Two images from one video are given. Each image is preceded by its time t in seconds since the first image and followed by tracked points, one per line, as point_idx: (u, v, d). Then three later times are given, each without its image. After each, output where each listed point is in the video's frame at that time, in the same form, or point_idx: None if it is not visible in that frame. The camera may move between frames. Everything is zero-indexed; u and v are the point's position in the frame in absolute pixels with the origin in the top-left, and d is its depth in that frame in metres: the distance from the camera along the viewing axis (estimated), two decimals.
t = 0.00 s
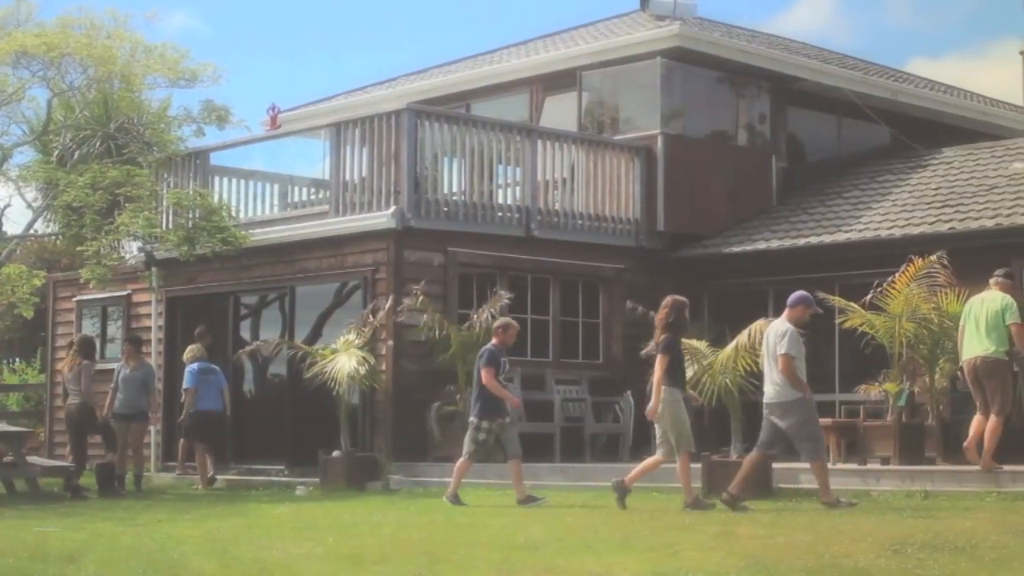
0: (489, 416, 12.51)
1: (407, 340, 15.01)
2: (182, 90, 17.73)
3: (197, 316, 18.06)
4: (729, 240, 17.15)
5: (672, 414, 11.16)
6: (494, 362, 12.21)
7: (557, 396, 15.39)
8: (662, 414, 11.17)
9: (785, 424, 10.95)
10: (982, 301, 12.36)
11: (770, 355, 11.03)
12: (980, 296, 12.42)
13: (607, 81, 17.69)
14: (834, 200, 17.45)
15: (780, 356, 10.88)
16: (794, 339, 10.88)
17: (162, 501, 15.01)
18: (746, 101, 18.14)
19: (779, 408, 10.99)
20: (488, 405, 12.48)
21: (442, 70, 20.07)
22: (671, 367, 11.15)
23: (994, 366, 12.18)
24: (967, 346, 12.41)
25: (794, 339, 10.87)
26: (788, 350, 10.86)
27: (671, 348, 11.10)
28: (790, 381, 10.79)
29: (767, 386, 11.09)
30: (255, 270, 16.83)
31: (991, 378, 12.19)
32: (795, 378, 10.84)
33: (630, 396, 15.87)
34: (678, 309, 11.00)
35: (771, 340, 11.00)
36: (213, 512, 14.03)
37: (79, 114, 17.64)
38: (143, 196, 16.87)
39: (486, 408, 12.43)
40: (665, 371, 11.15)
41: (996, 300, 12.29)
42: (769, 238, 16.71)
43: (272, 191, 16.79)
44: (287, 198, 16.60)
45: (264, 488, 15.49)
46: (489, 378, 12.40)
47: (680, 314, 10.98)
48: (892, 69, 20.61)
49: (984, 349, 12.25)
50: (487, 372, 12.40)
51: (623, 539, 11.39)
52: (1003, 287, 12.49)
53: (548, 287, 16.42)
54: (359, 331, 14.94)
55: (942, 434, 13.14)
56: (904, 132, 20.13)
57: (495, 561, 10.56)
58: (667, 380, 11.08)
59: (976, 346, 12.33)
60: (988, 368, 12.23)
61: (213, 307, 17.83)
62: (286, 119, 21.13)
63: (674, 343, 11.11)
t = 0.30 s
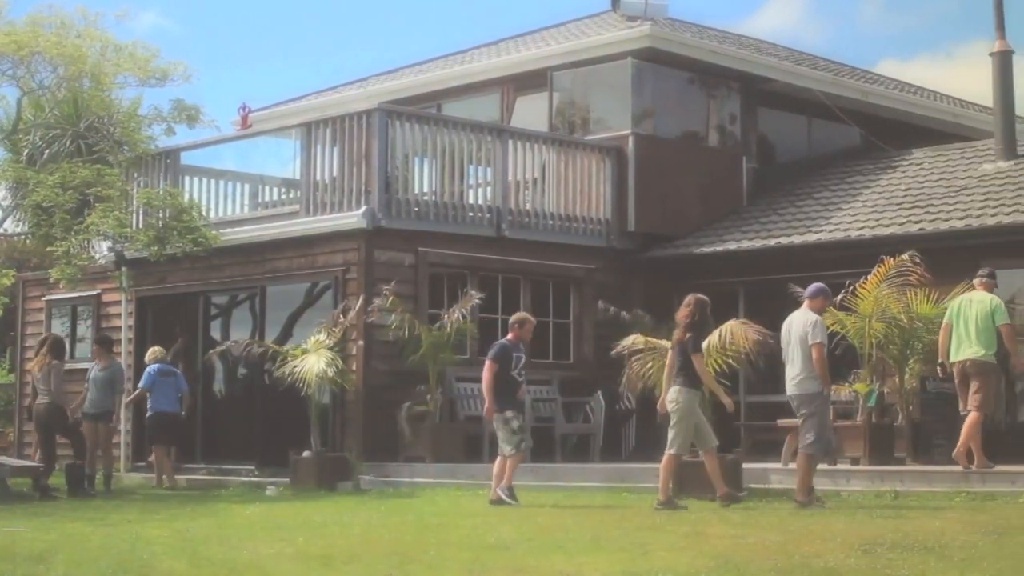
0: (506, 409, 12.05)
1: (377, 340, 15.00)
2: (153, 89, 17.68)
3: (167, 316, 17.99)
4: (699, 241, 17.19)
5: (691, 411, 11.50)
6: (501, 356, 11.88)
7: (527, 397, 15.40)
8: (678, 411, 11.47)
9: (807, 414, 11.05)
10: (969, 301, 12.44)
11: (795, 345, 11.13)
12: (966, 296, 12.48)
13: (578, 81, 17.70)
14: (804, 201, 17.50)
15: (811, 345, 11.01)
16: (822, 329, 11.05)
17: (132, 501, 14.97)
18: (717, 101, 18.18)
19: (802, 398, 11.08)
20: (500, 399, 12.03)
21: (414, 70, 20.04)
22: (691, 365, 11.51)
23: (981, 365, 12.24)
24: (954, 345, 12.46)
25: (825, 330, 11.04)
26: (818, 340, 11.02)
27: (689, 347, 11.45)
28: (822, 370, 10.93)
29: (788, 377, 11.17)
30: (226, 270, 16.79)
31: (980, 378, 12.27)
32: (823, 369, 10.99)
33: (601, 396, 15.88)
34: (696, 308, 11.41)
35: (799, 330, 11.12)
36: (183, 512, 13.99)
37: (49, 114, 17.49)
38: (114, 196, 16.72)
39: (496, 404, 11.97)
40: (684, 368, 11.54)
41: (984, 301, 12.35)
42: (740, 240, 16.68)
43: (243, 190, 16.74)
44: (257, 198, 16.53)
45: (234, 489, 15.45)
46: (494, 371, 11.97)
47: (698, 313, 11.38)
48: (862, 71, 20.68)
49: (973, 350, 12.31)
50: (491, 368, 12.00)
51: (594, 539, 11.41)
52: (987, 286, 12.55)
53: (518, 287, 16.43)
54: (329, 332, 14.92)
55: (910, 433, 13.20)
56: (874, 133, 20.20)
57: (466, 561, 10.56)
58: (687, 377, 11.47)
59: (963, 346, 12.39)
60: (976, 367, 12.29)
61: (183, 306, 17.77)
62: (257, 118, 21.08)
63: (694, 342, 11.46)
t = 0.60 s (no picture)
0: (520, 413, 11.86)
1: (349, 339, 15.00)
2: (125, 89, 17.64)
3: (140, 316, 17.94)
4: (672, 241, 17.23)
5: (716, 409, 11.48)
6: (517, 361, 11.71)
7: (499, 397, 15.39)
8: (702, 409, 11.45)
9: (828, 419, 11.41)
10: (957, 303, 12.55)
11: (814, 350, 11.45)
12: (954, 297, 12.62)
13: (550, 81, 17.72)
14: (776, 201, 17.56)
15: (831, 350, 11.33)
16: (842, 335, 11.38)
17: (103, 501, 14.94)
18: (689, 102, 18.22)
19: (823, 403, 11.43)
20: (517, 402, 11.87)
21: (387, 70, 20.03)
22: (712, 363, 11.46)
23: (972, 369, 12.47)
24: (945, 349, 12.66)
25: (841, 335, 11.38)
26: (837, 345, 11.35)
27: (711, 344, 11.42)
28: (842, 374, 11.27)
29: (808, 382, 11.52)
30: (198, 270, 16.77)
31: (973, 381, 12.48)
32: (841, 373, 11.33)
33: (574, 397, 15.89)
34: (717, 306, 11.40)
35: (818, 336, 11.44)
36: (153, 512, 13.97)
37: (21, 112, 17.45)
38: (85, 195, 16.66)
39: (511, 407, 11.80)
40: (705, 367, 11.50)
41: (971, 304, 12.48)
42: (712, 241, 16.71)
43: (214, 190, 16.70)
44: (229, 197, 16.47)
45: (206, 489, 15.44)
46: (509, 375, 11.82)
47: (720, 311, 11.38)
48: (834, 71, 20.75)
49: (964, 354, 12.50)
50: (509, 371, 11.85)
51: (565, 539, 11.43)
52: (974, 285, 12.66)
53: (491, 288, 16.45)
54: (301, 332, 14.88)
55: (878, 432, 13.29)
56: (846, 133, 20.27)
57: (438, 561, 10.57)
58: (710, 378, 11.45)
59: (953, 350, 12.59)
60: (967, 370, 12.52)
61: (154, 306, 17.73)
62: (229, 118, 21.03)
63: (716, 340, 11.43)
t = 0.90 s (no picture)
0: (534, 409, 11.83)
1: (322, 340, 15.00)
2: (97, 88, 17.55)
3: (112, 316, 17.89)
4: (645, 241, 17.26)
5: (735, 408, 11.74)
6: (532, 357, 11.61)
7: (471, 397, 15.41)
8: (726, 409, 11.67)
9: (845, 410, 11.45)
10: (954, 308, 12.58)
11: (823, 346, 11.51)
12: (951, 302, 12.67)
13: (523, 81, 17.73)
14: (749, 202, 17.62)
15: (840, 341, 11.39)
16: (849, 326, 11.47)
17: (75, 501, 14.91)
18: (662, 103, 18.26)
19: (836, 397, 11.47)
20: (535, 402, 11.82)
21: (359, 70, 20.03)
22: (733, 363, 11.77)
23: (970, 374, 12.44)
24: (943, 353, 12.65)
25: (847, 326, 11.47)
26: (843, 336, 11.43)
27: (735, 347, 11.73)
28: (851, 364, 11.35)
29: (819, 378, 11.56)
30: (170, 269, 16.74)
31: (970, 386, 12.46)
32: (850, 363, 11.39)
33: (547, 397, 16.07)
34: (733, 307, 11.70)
35: (827, 331, 11.51)
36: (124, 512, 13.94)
37: None
38: (57, 195, 16.57)
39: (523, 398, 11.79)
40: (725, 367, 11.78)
41: (970, 309, 12.48)
42: (683, 242, 16.77)
43: (186, 189, 16.67)
44: (201, 197, 16.43)
45: (178, 489, 15.42)
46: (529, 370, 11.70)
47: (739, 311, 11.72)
48: (806, 72, 20.82)
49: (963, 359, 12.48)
50: (531, 366, 11.66)
51: (536, 539, 11.46)
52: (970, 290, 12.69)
53: (463, 288, 16.46)
54: (273, 332, 14.78)
55: (850, 432, 13.29)
56: (818, 134, 20.35)
57: (410, 561, 10.57)
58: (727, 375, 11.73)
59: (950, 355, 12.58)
60: (965, 374, 12.50)
61: (124, 306, 17.70)
62: (201, 117, 20.98)
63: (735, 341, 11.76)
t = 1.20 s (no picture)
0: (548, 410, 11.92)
1: (292, 340, 14.99)
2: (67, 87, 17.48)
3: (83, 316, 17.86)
4: (616, 242, 17.29)
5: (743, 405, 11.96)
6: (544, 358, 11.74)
7: (442, 397, 15.41)
8: (736, 406, 11.95)
9: (849, 409, 11.58)
10: (944, 309, 12.66)
11: (836, 346, 11.62)
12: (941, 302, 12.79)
13: (494, 81, 17.74)
14: (720, 202, 17.68)
15: (852, 346, 11.50)
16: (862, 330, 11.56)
17: (44, 501, 14.85)
18: (633, 103, 18.29)
19: (839, 397, 11.62)
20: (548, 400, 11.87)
21: (330, 70, 20.02)
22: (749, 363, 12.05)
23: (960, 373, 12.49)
24: (933, 354, 12.68)
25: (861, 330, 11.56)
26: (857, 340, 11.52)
27: (749, 346, 12.02)
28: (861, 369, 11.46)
29: (825, 377, 11.70)
30: (140, 270, 16.70)
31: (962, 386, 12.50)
32: (861, 366, 11.51)
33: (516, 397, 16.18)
34: (747, 308, 12.11)
35: (840, 333, 11.63)
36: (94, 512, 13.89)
37: None
38: (26, 194, 16.45)
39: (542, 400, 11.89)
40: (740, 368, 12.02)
41: (960, 310, 12.59)
42: (654, 242, 16.83)
43: (156, 189, 16.62)
44: (171, 196, 16.39)
45: (148, 489, 15.39)
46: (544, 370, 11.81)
47: (752, 311, 12.06)
48: (777, 73, 20.89)
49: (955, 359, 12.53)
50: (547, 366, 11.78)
51: (506, 539, 11.48)
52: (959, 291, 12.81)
53: (434, 288, 16.49)
54: (244, 332, 14.81)
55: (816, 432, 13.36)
56: (788, 135, 20.42)
57: (381, 561, 10.58)
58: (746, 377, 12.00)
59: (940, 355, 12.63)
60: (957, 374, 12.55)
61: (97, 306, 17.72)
62: (171, 117, 20.93)
63: (750, 342, 12.06)
